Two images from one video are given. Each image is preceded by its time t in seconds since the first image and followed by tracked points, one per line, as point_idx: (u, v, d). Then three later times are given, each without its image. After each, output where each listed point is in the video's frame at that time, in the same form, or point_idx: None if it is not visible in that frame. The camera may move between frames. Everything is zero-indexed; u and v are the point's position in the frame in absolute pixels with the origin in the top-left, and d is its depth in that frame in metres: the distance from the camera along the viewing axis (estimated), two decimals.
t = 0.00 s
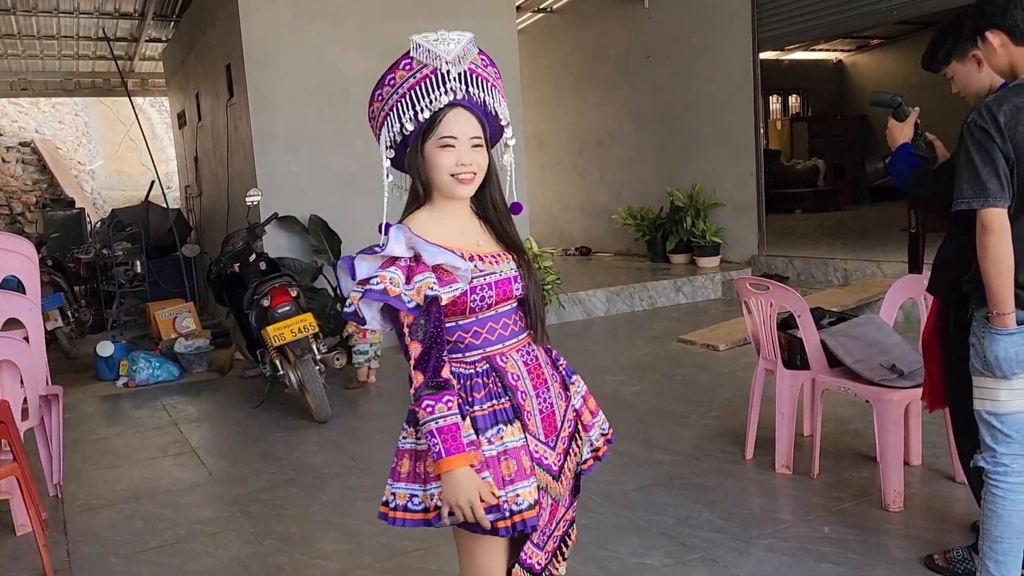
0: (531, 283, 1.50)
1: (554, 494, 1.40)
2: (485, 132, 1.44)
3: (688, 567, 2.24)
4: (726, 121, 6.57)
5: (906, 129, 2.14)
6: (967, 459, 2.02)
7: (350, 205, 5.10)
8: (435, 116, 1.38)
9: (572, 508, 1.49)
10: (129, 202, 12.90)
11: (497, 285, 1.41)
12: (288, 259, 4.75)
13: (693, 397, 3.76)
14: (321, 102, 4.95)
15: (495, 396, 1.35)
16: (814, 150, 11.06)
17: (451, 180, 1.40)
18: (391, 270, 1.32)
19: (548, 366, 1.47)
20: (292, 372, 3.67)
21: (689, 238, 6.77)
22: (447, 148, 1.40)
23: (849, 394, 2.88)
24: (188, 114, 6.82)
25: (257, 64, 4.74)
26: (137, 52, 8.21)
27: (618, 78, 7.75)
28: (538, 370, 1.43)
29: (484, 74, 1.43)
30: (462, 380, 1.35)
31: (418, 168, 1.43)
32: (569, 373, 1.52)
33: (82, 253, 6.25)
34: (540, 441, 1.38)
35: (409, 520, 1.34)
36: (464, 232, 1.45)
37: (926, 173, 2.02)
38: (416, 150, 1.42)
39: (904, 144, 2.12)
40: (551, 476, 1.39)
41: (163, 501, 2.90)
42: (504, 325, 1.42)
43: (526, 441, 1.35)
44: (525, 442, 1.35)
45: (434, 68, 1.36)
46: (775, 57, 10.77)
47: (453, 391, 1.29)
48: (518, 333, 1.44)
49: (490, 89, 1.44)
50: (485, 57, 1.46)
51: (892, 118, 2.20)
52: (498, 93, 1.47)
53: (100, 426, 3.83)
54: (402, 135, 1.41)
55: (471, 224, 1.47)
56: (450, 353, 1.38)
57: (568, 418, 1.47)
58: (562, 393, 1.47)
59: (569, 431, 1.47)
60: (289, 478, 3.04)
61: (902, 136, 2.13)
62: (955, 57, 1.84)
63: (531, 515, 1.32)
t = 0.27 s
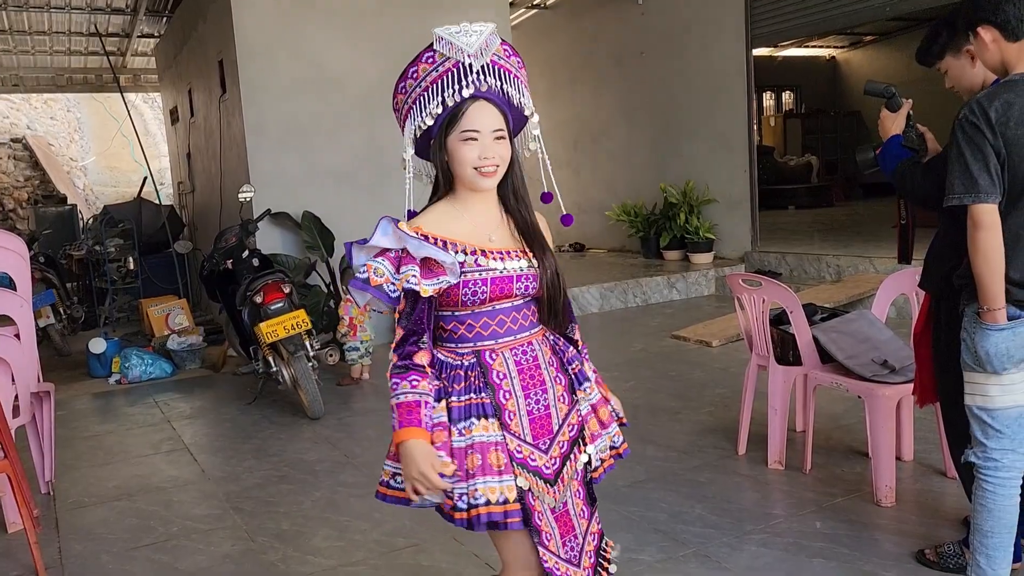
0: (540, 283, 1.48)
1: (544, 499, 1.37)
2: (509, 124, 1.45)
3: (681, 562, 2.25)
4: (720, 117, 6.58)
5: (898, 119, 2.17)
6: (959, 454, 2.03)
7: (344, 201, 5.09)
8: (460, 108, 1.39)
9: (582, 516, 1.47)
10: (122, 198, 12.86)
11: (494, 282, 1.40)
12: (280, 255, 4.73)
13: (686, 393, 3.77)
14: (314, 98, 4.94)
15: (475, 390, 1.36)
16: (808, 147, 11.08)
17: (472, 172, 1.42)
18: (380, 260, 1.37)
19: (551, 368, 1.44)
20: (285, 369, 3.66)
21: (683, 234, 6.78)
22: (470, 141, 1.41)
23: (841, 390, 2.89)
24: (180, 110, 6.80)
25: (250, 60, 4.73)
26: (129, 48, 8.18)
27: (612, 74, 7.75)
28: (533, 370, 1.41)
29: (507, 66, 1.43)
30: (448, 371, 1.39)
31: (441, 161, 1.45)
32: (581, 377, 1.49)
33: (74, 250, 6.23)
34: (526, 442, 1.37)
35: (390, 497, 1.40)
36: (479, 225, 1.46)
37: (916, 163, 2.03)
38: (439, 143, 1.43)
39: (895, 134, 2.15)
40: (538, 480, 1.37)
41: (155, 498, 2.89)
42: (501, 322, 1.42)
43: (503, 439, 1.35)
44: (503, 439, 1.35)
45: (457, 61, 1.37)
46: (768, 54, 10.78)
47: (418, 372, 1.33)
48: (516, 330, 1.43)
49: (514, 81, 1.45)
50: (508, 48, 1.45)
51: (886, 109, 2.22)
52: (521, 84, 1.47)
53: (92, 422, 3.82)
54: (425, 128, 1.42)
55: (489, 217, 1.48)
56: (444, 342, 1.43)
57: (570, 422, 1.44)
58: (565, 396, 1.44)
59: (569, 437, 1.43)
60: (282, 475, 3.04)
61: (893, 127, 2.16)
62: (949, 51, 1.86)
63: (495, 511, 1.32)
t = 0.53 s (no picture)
0: (523, 280, 1.47)
1: (490, 503, 1.44)
2: (513, 114, 1.48)
3: (676, 558, 2.25)
4: (715, 113, 6.57)
5: (893, 117, 2.13)
6: (953, 449, 2.03)
7: (339, 198, 5.09)
8: (460, 98, 1.44)
9: (545, 540, 1.47)
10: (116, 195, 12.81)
11: (471, 275, 1.47)
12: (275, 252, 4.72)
13: (681, 390, 3.77)
14: (309, 94, 4.93)
15: (440, 379, 1.49)
16: (804, 143, 11.09)
17: (473, 162, 1.47)
18: (373, 253, 1.50)
19: (531, 373, 1.48)
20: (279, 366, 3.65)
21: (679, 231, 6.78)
22: (470, 131, 1.45)
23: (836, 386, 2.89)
24: (174, 106, 6.77)
25: (244, 56, 4.71)
26: (123, 45, 8.14)
27: (607, 70, 7.74)
28: (506, 373, 1.47)
29: (509, 54, 1.46)
30: (426, 353, 1.52)
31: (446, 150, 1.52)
32: (571, 389, 1.51)
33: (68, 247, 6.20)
34: (482, 442, 1.45)
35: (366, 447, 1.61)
36: (478, 218, 1.52)
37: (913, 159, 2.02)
38: (443, 133, 1.49)
39: (891, 132, 2.13)
40: (488, 482, 1.44)
41: (150, 495, 2.89)
42: (484, 317, 1.48)
43: (454, 431, 1.46)
44: (454, 432, 1.46)
45: (456, 51, 1.43)
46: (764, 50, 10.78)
47: (366, 334, 1.50)
48: (501, 327, 1.48)
49: (517, 70, 1.47)
50: (513, 36, 1.48)
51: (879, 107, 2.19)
52: (526, 73, 1.49)
53: (87, 420, 3.81)
54: (429, 118, 1.49)
55: (491, 209, 1.52)
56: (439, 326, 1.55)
57: (542, 434, 1.47)
58: (541, 406, 1.48)
59: (538, 448, 1.46)
60: (277, 472, 3.04)
61: (889, 124, 2.13)
62: (944, 47, 1.84)
63: (418, 497, 1.44)
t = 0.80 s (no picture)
0: (480, 279, 1.42)
1: (441, 496, 1.48)
2: (490, 111, 1.41)
3: (674, 554, 2.25)
4: (714, 110, 6.57)
5: (892, 114, 2.13)
6: (951, 446, 2.03)
7: (338, 195, 5.09)
8: (440, 92, 1.43)
9: (491, 541, 1.46)
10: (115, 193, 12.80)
11: (438, 272, 1.47)
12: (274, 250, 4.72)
13: (680, 387, 3.77)
14: (308, 92, 4.93)
15: (412, 370, 1.52)
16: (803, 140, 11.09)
17: (446, 156, 1.45)
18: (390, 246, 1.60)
19: (495, 379, 1.44)
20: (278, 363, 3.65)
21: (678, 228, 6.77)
22: (446, 128, 1.43)
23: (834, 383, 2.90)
24: (173, 104, 6.77)
25: (242, 53, 4.71)
26: (121, 42, 8.14)
27: (606, 67, 7.73)
28: (468, 375, 1.45)
29: (488, 50, 1.39)
30: (410, 342, 1.55)
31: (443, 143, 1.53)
32: (533, 403, 1.42)
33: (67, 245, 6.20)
34: (441, 439, 1.47)
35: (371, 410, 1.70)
36: (463, 214, 1.50)
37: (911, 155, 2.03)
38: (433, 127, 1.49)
39: (889, 129, 2.12)
40: (443, 478, 1.47)
41: (149, 493, 2.89)
42: (456, 317, 1.47)
43: (416, 423, 1.50)
44: (416, 424, 1.50)
45: (438, 47, 1.41)
46: (763, 47, 10.77)
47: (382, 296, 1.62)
48: (469, 329, 1.46)
49: (496, 66, 1.39)
50: (499, 29, 1.40)
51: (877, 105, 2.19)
52: (506, 69, 1.40)
53: (85, 418, 3.81)
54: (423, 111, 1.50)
55: (472, 207, 1.49)
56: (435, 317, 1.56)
57: (498, 442, 1.43)
58: (501, 413, 1.43)
59: (493, 455, 1.43)
60: (276, 469, 3.04)
61: (887, 121, 2.13)
62: (942, 43, 1.84)
63: (370, 473, 1.51)
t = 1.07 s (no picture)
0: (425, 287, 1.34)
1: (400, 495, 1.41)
2: (454, 119, 1.30)
3: (676, 552, 2.25)
4: (715, 108, 6.57)
5: (893, 113, 2.12)
6: (952, 444, 2.02)
7: (339, 194, 5.09)
8: (420, 102, 1.36)
9: (439, 545, 1.36)
10: (117, 191, 12.82)
11: (409, 277, 1.41)
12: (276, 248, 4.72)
13: (681, 385, 3.77)
14: (308, 91, 4.93)
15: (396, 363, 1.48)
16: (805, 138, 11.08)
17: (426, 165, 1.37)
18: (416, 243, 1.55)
19: (440, 391, 1.33)
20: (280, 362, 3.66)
21: (679, 226, 6.77)
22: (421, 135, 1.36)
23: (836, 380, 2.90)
24: (174, 102, 6.78)
25: (242, 52, 4.71)
26: (122, 41, 8.15)
27: (607, 65, 7.73)
28: (422, 381, 1.36)
29: (450, 57, 1.28)
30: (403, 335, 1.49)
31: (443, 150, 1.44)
32: (461, 423, 1.28)
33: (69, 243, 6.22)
34: (402, 438, 1.40)
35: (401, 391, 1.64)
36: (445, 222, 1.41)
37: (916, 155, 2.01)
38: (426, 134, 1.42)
39: (891, 128, 2.10)
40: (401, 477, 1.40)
41: (151, 491, 2.89)
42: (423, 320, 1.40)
43: (388, 417, 1.45)
44: (389, 418, 1.45)
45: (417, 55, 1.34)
46: (764, 45, 10.76)
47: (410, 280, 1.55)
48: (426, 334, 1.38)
49: (456, 73, 1.27)
50: (464, 33, 1.28)
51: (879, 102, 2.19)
52: (466, 75, 1.27)
53: (87, 416, 3.82)
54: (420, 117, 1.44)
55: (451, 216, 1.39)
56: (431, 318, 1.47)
57: (435, 455, 1.32)
58: (440, 426, 1.32)
59: (431, 467, 1.33)
60: (278, 467, 3.04)
61: (888, 120, 2.11)
62: (943, 42, 1.84)
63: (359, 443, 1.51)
